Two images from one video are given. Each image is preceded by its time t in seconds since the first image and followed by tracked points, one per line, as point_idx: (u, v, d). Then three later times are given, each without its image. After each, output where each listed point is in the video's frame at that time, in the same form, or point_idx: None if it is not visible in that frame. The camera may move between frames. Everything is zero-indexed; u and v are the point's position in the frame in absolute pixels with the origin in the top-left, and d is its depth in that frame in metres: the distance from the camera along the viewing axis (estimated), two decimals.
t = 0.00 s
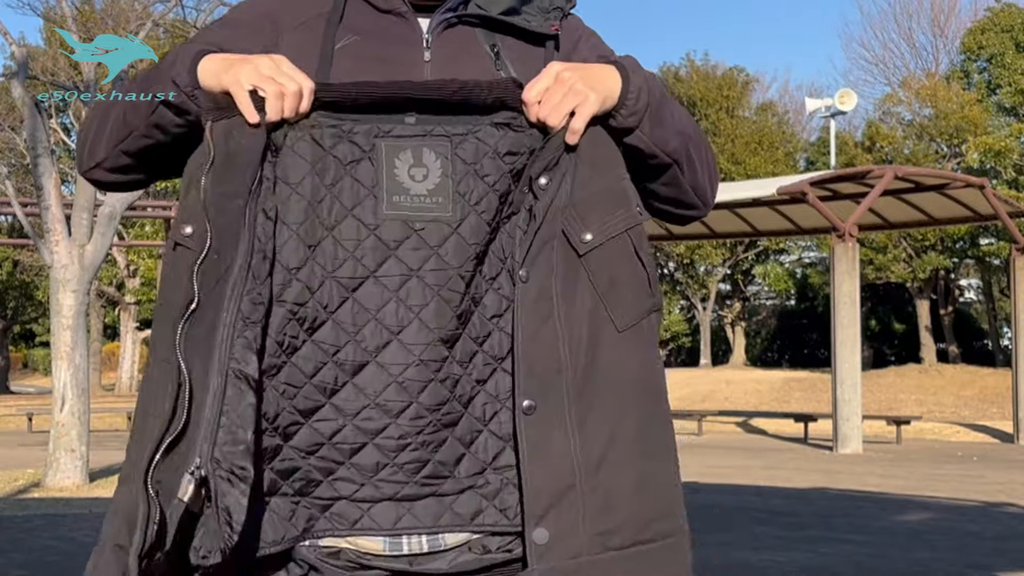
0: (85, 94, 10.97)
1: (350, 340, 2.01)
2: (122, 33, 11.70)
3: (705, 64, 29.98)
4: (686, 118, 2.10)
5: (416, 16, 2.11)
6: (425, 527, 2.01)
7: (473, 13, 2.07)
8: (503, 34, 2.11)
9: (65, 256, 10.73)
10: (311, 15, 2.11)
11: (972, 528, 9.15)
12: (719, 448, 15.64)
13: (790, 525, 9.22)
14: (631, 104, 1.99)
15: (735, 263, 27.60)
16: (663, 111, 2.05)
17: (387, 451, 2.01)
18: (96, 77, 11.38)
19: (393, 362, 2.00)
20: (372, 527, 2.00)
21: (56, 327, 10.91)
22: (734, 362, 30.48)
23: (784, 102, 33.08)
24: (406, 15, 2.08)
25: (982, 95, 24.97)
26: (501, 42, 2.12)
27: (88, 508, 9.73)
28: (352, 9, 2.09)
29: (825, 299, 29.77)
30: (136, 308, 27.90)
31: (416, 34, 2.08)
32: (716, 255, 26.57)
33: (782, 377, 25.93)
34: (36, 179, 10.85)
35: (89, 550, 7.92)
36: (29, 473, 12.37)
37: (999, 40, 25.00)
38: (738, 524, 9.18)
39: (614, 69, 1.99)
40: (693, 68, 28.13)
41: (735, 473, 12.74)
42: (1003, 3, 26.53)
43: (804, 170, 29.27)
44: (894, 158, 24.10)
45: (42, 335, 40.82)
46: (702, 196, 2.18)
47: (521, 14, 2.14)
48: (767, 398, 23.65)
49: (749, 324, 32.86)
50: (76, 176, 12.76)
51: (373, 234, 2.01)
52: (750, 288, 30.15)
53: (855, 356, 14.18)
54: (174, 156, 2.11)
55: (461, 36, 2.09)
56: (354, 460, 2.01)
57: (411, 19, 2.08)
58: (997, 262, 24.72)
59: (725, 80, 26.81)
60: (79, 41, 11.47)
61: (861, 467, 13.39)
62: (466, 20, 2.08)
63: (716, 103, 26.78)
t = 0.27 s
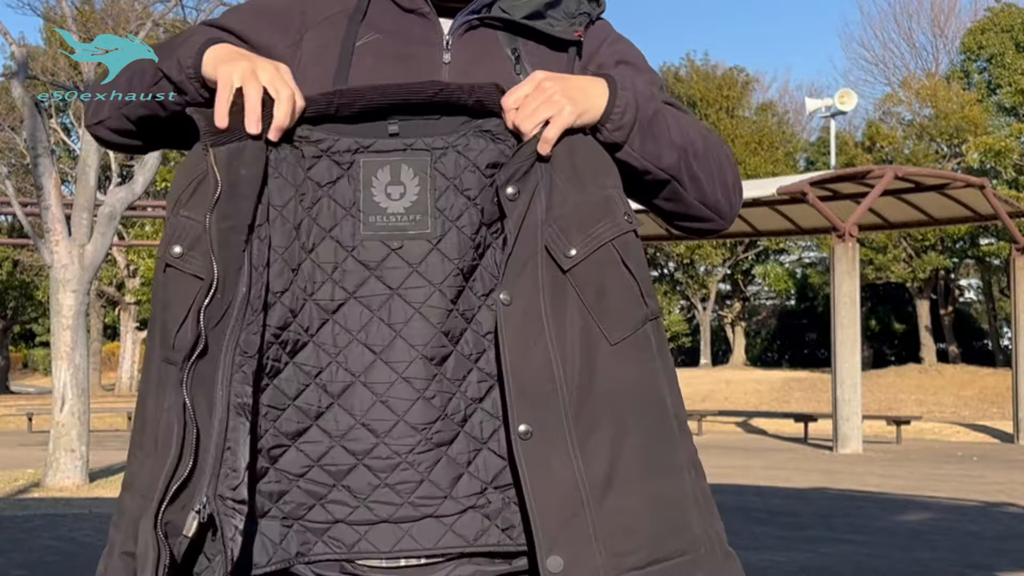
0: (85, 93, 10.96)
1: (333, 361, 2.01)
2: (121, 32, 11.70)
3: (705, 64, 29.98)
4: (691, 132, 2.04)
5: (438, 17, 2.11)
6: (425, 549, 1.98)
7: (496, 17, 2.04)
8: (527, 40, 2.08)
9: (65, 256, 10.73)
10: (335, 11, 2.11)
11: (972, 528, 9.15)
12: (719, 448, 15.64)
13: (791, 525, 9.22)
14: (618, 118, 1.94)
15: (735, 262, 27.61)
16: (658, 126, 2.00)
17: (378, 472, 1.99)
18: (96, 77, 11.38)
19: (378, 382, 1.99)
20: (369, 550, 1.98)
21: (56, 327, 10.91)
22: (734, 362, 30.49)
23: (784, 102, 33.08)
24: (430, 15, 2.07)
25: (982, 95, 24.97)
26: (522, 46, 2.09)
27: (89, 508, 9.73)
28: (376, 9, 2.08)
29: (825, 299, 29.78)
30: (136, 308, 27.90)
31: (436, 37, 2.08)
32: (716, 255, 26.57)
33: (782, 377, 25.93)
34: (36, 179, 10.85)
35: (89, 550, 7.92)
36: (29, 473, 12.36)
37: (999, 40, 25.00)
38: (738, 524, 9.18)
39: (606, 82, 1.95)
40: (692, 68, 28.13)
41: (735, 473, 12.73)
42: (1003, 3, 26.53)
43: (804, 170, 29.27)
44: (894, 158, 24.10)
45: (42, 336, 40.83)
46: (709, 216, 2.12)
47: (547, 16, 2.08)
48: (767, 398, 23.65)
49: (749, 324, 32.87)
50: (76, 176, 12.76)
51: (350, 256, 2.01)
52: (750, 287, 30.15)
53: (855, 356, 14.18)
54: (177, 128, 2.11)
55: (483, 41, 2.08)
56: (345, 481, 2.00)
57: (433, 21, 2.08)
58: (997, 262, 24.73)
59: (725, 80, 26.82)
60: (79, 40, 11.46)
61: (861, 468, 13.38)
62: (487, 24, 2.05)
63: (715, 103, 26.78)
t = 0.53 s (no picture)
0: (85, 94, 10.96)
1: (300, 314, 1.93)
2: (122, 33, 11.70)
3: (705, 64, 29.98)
4: (668, 73, 1.90)
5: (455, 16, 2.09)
6: (367, 514, 1.89)
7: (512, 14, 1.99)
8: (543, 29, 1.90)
9: (65, 255, 10.72)
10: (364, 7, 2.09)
11: (972, 528, 9.15)
12: (718, 448, 15.64)
13: (790, 525, 9.23)
14: (569, 67, 1.85)
15: (735, 263, 27.62)
16: (624, 72, 1.88)
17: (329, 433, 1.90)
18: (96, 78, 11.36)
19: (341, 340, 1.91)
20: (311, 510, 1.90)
21: (55, 327, 10.90)
22: (734, 362, 30.51)
23: (784, 102, 33.09)
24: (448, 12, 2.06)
25: (982, 95, 24.98)
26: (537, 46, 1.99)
27: (89, 507, 9.73)
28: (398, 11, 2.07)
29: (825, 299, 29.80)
30: (135, 309, 27.90)
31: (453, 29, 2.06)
32: (716, 255, 26.57)
33: (782, 377, 25.94)
34: (36, 179, 10.84)
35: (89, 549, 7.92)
36: (28, 473, 12.36)
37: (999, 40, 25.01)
38: (738, 524, 9.19)
39: (561, 32, 1.87)
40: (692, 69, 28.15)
41: (735, 473, 12.74)
42: (1003, 3, 26.52)
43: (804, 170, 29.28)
44: (894, 158, 24.10)
45: (42, 335, 40.81)
46: (720, 161, 1.95)
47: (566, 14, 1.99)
48: (766, 398, 23.67)
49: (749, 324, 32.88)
50: (76, 176, 12.76)
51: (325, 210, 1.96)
52: (750, 287, 30.16)
53: (855, 356, 14.18)
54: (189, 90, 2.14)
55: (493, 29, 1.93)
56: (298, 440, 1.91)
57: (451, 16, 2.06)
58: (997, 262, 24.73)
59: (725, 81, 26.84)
60: (79, 40, 11.45)
61: (861, 467, 13.38)
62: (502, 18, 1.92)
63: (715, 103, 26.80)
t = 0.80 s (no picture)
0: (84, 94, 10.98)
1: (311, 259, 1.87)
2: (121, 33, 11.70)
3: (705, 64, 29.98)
4: (620, 68, 1.52)
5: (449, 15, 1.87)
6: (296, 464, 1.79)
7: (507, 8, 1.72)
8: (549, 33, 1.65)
9: (65, 256, 10.72)
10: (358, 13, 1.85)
11: (972, 528, 9.16)
12: (718, 449, 15.64)
13: (790, 525, 9.22)
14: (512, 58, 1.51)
15: (735, 262, 27.63)
16: (570, 61, 1.51)
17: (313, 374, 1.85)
18: (96, 78, 11.35)
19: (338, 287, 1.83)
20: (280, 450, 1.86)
21: (56, 327, 10.90)
22: (734, 362, 30.53)
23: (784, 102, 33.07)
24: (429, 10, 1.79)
25: (982, 95, 24.99)
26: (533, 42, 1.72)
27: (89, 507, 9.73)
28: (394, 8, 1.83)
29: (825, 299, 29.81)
30: (136, 308, 27.92)
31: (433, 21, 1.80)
32: (717, 255, 26.59)
33: (782, 377, 25.95)
34: (36, 179, 10.83)
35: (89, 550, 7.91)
36: (28, 473, 12.37)
37: (998, 40, 25.02)
38: (738, 524, 9.18)
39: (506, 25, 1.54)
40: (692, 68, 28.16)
41: (735, 473, 12.73)
42: (1003, 3, 26.53)
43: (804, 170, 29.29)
44: (894, 158, 24.11)
45: (42, 335, 40.82)
46: (672, 161, 1.53)
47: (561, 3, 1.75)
48: (766, 398, 23.69)
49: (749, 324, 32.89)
50: (76, 176, 12.75)
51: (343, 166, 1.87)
52: (750, 287, 30.16)
53: (855, 356, 14.19)
54: (224, 145, 1.90)
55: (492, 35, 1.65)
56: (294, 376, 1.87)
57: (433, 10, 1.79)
58: (997, 262, 24.76)
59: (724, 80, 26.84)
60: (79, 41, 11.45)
61: (860, 468, 13.38)
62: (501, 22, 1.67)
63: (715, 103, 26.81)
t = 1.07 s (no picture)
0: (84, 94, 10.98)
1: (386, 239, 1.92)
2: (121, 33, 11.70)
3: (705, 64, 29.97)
4: (556, 88, 1.47)
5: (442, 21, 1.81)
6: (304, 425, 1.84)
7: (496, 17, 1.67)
8: (533, 36, 1.67)
9: (64, 256, 10.72)
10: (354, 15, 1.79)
11: (971, 528, 9.16)
12: (718, 449, 15.64)
13: (790, 525, 9.23)
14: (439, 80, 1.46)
15: (736, 262, 27.62)
16: (500, 84, 1.46)
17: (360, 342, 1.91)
18: (96, 78, 11.35)
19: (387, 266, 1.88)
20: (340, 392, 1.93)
21: (56, 327, 10.89)
22: (734, 362, 30.51)
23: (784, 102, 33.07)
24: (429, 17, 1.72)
25: (982, 95, 24.98)
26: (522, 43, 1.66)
27: (89, 508, 9.73)
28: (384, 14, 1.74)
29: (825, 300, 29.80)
30: (136, 308, 27.91)
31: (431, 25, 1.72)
32: (717, 255, 26.58)
33: (782, 377, 25.95)
34: (36, 179, 10.83)
35: (89, 550, 7.91)
36: (28, 473, 12.37)
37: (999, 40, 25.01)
38: (738, 524, 9.18)
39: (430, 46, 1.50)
40: (692, 68, 28.15)
41: (734, 473, 12.74)
42: (1003, 3, 26.53)
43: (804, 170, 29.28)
44: (893, 158, 24.10)
45: (42, 335, 40.82)
46: (612, 169, 1.47)
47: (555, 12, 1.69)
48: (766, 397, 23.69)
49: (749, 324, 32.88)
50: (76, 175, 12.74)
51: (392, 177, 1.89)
52: (750, 287, 30.16)
53: (855, 356, 14.20)
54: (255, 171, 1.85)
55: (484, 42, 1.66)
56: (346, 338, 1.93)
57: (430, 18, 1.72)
58: (997, 262, 24.76)
59: (725, 80, 26.84)
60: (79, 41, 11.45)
61: (860, 468, 13.38)
62: (490, 26, 1.68)
63: (715, 103, 26.80)
